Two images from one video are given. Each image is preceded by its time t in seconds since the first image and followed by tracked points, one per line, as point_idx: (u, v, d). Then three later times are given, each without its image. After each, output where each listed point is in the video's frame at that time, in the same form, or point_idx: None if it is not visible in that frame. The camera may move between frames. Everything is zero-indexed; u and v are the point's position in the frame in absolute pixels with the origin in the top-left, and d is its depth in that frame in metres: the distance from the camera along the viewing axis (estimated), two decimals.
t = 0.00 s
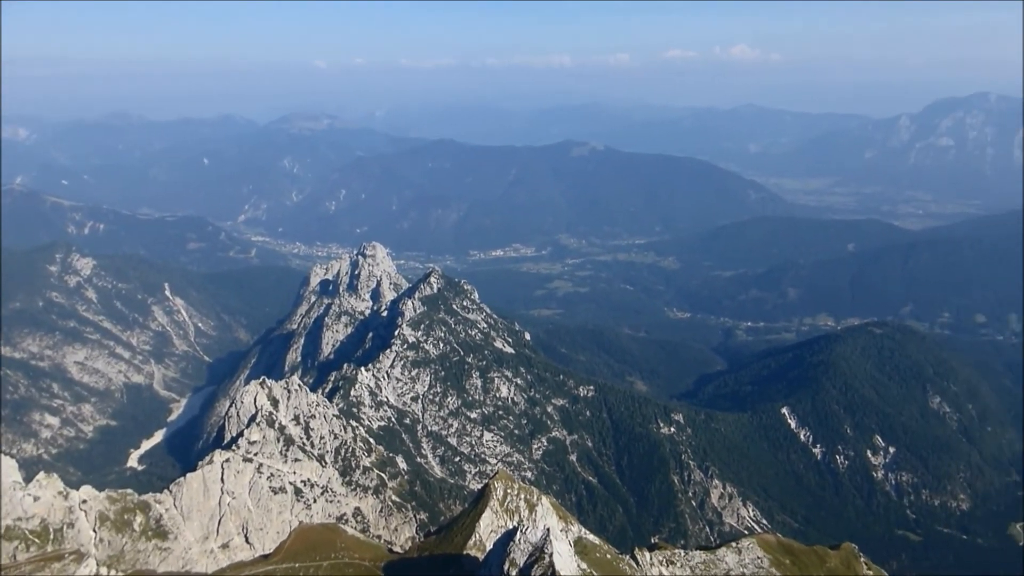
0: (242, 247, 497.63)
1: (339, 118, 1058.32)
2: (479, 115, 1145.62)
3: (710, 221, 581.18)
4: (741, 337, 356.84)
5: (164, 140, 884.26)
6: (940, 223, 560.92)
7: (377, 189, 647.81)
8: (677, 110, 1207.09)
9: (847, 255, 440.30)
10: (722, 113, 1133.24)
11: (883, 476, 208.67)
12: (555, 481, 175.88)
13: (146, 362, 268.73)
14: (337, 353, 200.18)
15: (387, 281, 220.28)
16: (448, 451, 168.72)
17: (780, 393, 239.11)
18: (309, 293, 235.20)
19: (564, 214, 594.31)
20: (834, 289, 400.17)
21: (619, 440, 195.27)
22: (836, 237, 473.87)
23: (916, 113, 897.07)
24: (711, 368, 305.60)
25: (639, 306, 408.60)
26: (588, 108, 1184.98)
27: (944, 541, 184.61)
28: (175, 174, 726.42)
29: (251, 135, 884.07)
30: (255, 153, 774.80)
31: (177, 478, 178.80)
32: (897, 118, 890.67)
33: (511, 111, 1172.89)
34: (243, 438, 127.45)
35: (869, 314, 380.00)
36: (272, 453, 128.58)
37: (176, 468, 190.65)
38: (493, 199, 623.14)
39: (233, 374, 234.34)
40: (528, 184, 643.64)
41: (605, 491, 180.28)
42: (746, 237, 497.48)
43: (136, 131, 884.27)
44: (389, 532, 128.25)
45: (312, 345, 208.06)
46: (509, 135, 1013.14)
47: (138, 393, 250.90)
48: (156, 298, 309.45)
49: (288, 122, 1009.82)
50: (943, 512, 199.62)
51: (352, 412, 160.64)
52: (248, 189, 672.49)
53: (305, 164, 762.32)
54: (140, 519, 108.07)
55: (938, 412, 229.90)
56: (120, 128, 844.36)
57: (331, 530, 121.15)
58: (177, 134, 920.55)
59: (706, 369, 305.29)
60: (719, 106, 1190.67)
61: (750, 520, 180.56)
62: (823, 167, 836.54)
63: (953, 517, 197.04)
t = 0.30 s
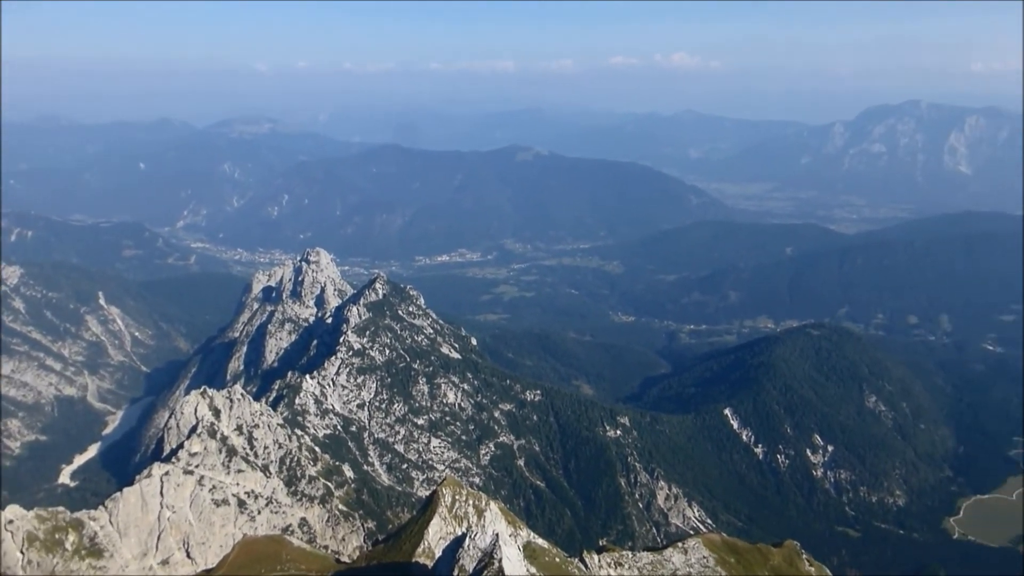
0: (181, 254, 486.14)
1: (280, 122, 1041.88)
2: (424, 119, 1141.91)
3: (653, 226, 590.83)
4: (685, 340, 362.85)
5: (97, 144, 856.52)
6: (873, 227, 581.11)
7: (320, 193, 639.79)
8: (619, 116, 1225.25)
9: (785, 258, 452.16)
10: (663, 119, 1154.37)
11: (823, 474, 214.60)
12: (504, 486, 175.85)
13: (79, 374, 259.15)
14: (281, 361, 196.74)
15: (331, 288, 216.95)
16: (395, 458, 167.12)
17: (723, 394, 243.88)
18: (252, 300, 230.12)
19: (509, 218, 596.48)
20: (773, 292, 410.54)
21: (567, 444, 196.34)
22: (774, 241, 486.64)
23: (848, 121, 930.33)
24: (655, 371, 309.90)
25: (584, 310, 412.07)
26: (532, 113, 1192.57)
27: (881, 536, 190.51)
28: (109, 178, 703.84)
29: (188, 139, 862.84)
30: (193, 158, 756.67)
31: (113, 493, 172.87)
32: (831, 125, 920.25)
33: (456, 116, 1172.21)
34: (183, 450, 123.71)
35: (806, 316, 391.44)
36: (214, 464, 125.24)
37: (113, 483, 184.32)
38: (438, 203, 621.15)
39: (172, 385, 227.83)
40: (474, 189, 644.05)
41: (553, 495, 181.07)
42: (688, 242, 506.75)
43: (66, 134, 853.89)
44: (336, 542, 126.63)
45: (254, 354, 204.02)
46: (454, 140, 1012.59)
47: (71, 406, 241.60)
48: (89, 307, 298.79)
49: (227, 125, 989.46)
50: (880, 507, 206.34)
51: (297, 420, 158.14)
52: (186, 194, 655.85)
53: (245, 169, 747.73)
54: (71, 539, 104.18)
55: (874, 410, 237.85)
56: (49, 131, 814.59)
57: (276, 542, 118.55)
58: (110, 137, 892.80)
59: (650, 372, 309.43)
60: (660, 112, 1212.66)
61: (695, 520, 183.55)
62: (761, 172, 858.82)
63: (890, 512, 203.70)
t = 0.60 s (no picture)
0: (115, 260, 471.10)
1: (218, 125, 1020.24)
2: (367, 123, 1132.30)
3: (598, 228, 597.25)
4: (629, 342, 367.12)
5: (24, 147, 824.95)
6: (809, 229, 598.75)
7: (262, 198, 628.32)
8: (563, 120, 1236.24)
9: (726, 260, 461.99)
10: (605, 123, 1169.27)
11: (764, 471, 219.47)
12: (451, 491, 175.25)
13: (6, 388, 249.13)
14: (223, 369, 192.57)
15: (273, 293, 212.48)
16: (341, 466, 164.95)
17: (667, 395, 247.64)
18: (191, 307, 224.23)
19: (454, 222, 595.50)
20: (714, 294, 418.85)
21: (514, 447, 196.71)
22: (715, 243, 497.10)
23: (784, 128, 962.00)
24: (600, 373, 312.94)
25: (530, 313, 413.77)
26: (476, 117, 1194.18)
27: (821, 532, 195.58)
28: (38, 182, 678.53)
29: (122, 142, 838.32)
30: (127, 161, 735.55)
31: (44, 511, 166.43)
32: (768, 130, 946.17)
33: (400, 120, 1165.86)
34: (118, 464, 120.34)
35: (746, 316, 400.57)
36: (152, 477, 121.59)
37: (43, 500, 177.37)
38: (383, 207, 616.14)
39: (107, 396, 220.62)
40: (418, 193, 640.40)
41: (501, 499, 181.22)
42: (631, 245, 513.42)
43: None
44: (280, 553, 124.34)
45: (194, 362, 199.24)
46: (398, 144, 1006.88)
47: None
48: (17, 318, 287.40)
49: (164, 128, 964.45)
50: (819, 502, 211.78)
51: (240, 430, 154.90)
52: (121, 199, 636.92)
53: (183, 173, 729.85)
54: None
55: (812, 408, 244.45)
56: None
57: (218, 554, 115.79)
58: (38, 140, 860.56)
59: (595, 374, 312.31)
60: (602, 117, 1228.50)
61: (641, 520, 185.84)
62: (702, 175, 876.62)
63: (828, 507, 209.28)
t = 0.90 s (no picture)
0: (44, 265, 453.70)
1: (152, 125, 992.32)
2: (308, 124, 1116.31)
3: (542, 230, 600.57)
4: (574, 342, 369.82)
5: None
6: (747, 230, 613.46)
7: (199, 200, 613.16)
8: (506, 122, 1239.74)
9: (667, 261, 469.57)
10: (548, 126, 1177.07)
11: (707, 468, 223.53)
12: (398, 495, 173.73)
13: None
14: (160, 376, 187.44)
15: (213, 298, 207.33)
16: (285, 472, 162.02)
17: (611, 394, 250.34)
18: (125, 313, 217.16)
19: (399, 225, 591.28)
20: (657, 294, 425.01)
21: (461, 450, 196.26)
22: (657, 245, 504.96)
23: (722, 131, 982.20)
24: (546, 374, 314.35)
25: (475, 315, 413.32)
26: (418, 119, 1188.96)
27: (762, 526, 200.03)
28: None
29: (49, 143, 808.17)
30: (56, 162, 709.35)
31: None
32: (706, 134, 965.49)
33: (341, 122, 1152.55)
34: (48, 477, 115.47)
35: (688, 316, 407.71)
36: (85, 490, 117.04)
37: None
38: (325, 210, 607.98)
39: (36, 406, 212.30)
40: (362, 195, 634.07)
41: (449, 502, 180.40)
42: (575, 245, 517.39)
43: None
44: (222, 563, 121.45)
45: (130, 370, 193.22)
46: (340, 146, 995.83)
47: None
48: None
49: (94, 129, 933.21)
50: (760, 497, 216.43)
51: (179, 439, 150.99)
52: (49, 202, 613.69)
53: (115, 175, 707.60)
54: None
55: (752, 405, 250.05)
56: None
57: (157, 567, 112.21)
58: None
59: (540, 375, 313.51)
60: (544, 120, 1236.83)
61: (588, 520, 186.94)
62: (643, 176, 889.70)
63: (769, 502, 213.95)
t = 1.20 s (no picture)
0: None
1: (101, 126, 967.93)
2: (262, 126, 1100.02)
3: (501, 231, 600.76)
4: (534, 344, 370.68)
5: None
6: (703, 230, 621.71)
7: (150, 203, 599.79)
8: (463, 124, 1237.71)
9: (625, 262, 473.53)
10: (505, 127, 1178.31)
11: (667, 467, 225.77)
12: (358, 500, 172.10)
13: None
14: (111, 383, 183.03)
15: (167, 303, 202.52)
16: (243, 479, 159.42)
17: (571, 395, 251.35)
18: (74, 318, 210.69)
19: (356, 228, 586.41)
20: (616, 295, 428.21)
21: (422, 453, 195.16)
22: (615, 246, 509.01)
23: (678, 132, 993.11)
24: (505, 376, 314.30)
25: (435, 317, 411.64)
26: (375, 121, 1180.16)
27: (720, 523, 202.89)
28: None
29: None
30: None
31: None
32: (663, 135, 975.54)
33: (297, 123, 1138.86)
34: None
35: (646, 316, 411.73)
36: (31, 502, 111.69)
37: None
38: (281, 213, 599.85)
39: None
40: (319, 198, 627.29)
41: (410, 505, 179.22)
42: (534, 248, 518.71)
43: None
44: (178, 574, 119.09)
45: (80, 378, 188.42)
46: (295, 148, 983.36)
47: None
48: None
49: (40, 130, 906.45)
50: (719, 494, 219.30)
51: (132, 447, 147.67)
52: None
53: (63, 177, 688.58)
54: None
55: (710, 403, 253.41)
56: None
57: None
58: None
59: (501, 377, 313.40)
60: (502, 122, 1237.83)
61: (549, 521, 187.63)
62: (601, 178, 895.94)
63: (727, 499, 216.87)
